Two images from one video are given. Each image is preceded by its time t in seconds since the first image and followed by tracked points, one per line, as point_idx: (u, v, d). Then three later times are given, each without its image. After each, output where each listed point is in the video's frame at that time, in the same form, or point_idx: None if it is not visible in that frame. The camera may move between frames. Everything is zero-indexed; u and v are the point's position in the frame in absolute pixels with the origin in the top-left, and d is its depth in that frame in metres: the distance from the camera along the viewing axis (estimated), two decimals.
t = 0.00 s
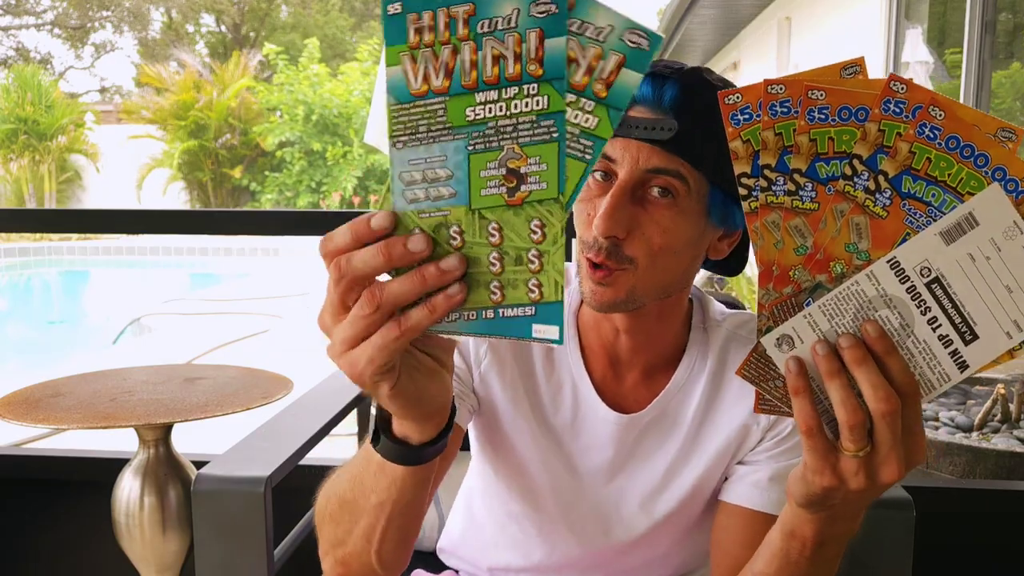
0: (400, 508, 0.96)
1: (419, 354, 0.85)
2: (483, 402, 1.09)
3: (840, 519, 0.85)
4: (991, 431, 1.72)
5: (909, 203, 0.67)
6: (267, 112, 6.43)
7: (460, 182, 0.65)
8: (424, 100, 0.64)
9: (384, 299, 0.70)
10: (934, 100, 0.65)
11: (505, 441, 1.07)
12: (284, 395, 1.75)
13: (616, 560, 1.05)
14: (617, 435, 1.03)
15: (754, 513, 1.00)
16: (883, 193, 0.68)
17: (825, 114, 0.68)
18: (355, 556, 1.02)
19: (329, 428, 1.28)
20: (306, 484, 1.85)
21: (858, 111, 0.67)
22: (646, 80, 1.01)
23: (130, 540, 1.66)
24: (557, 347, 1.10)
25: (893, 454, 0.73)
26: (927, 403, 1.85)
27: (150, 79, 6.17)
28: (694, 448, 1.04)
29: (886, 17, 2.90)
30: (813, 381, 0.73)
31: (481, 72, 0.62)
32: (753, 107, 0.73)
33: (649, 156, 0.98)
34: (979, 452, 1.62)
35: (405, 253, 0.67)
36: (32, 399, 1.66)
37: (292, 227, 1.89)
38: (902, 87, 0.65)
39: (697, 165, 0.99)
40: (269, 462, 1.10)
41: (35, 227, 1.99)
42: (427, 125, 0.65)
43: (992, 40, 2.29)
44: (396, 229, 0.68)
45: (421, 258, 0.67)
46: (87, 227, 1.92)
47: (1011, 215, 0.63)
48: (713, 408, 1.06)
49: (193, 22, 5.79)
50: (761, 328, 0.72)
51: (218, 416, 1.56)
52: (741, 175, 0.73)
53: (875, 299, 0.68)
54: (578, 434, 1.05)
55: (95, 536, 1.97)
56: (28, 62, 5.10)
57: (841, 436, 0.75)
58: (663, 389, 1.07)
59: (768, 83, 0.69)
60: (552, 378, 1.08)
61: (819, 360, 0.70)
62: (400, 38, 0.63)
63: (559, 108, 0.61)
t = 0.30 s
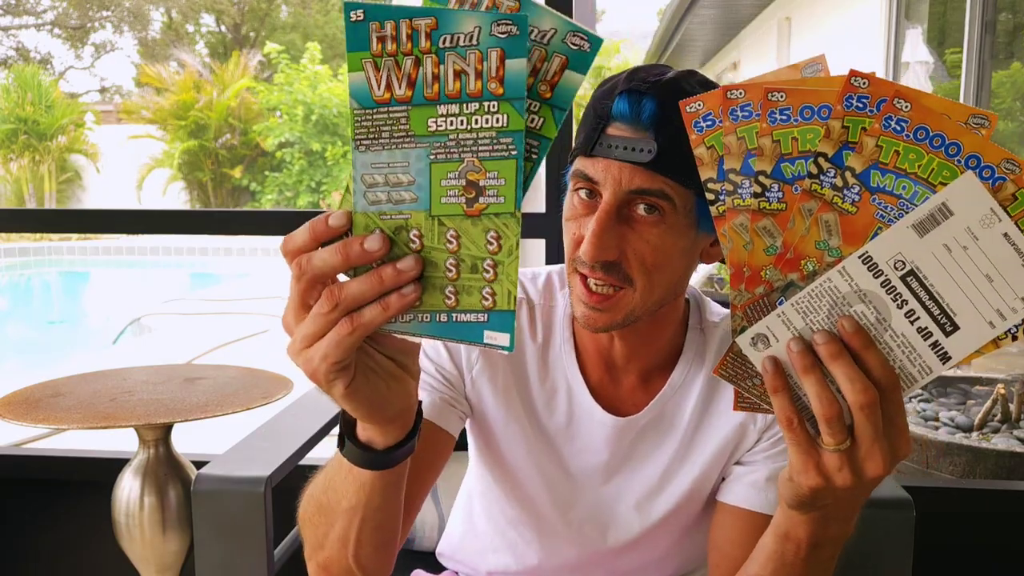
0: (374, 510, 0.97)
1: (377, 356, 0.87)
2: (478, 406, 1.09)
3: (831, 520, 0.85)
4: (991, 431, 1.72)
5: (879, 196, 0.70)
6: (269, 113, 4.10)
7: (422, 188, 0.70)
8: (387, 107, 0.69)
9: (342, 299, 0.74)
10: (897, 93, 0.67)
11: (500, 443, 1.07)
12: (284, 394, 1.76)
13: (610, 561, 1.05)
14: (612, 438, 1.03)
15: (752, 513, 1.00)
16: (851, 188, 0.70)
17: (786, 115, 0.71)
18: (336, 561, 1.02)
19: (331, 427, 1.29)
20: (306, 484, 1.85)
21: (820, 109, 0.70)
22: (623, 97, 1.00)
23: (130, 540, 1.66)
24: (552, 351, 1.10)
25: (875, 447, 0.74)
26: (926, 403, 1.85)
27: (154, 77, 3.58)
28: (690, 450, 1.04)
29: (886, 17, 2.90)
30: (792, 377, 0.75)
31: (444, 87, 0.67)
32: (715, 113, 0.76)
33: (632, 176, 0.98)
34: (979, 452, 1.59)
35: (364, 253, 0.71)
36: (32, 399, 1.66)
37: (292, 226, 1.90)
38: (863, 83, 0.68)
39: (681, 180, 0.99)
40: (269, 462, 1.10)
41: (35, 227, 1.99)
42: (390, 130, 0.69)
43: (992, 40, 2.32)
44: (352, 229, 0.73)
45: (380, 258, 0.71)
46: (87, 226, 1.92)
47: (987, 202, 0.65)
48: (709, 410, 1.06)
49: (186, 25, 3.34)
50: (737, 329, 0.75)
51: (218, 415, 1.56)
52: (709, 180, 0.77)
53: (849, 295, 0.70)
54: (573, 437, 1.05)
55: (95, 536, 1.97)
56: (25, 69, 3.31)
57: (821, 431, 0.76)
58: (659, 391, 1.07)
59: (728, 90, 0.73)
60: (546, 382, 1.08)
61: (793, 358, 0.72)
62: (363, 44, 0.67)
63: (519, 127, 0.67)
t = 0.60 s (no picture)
0: (368, 506, 0.97)
1: (371, 348, 0.87)
2: (474, 408, 1.09)
3: (827, 519, 0.85)
4: (991, 431, 1.72)
5: (863, 196, 0.70)
6: (268, 112, 4.00)
7: (429, 187, 0.71)
8: (408, 104, 0.70)
9: (336, 289, 0.75)
10: (876, 94, 0.68)
11: (497, 445, 1.07)
12: (284, 394, 1.76)
13: (610, 563, 1.05)
14: (607, 439, 1.03)
15: (751, 514, 1.00)
16: (836, 188, 0.71)
17: (770, 118, 0.71)
18: (329, 558, 1.02)
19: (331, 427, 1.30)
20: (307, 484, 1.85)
21: (803, 112, 0.70)
22: (608, 103, 1.01)
23: (130, 540, 1.66)
24: (546, 354, 1.10)
25: (869, 446, 0.74)
26: (926, 403, 1.85)
27: (154, 77, 3.45)
28: (686, 450, 1.04)
29: (886, 18, 2.90)
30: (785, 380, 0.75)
31: (466, 90, 0.69)
32: (700, 117, 0.75)
33: (623, 181, 0.98)
34: (979, 452, 1.59)
35: (361, 244, 0.72)
36: (32, 400, 1.66)
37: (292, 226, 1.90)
38: (844, 86, 0.68)
39: (668, 185, 0.99)
40: (268, 462, 1.10)
41: (35, 227, 1.99)
42: (408, 126, 0.70)
43: (992, 40, 2.31)
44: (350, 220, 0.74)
45: (377, 251, 0.73)
46: (87, 226, 1.92)
47: (966, 199, 0.66)
48: (705, 409, 1.06)
49: (188, 27, 3.24)
50: (729, 332, 0.75)
51: (217, 415, 1.56)
52: (695, 184, 0.75)
53: (838, 294, 0.70)
54: (569, 438, 1.05)
55: (95, 536, 1.97)
56: (25, 69, 3.34)
57: (816, 431, 0.76)
58: (656, 392, 1.07)
59: (712, 93, 0.72)
60: (541, 384, 1.08)
61: (787, 358, 0.72)
62: (396, 42, 0.68)
63: (532, 135, 0.68)
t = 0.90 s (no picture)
0: (380, 476, 0.97)
1: (386, 299, 0.90)
2: (474, 410, 1.09)
3: (830, 517, 0.85)
4: (992, 431, 1.71)
5: (867, 195, 0.70)
6: (268, 112, 4.00)
7: (451, 139, 0.73)
8: (438, 71, 0.73)
9: (361, 231, 0.77)
10: (880, 94, 0.67)
11: (498, 448, 1.07)
12: (285, 394, 1.76)
13: (612, 564, 1.05)
14: (607, 441, 1.03)
15: (751, 515, 1.00)
16: (840, 187, 0.70)
17: (776, 116, 0.70)
18: (341, 540, 0.99)
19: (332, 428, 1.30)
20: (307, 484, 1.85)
21: (808, 111, 0.70)
22: (597, 105, 1.01)
23: (130, 540, 1.66)
24: (547, 356, 1.10)
25: (873, 442, 0.74)
26: (926, 403, 1.85)
27: (153, 77, 3.56)
28: (687, 451, 1.04)
29: (886, 18, 2.89)
30: (790, 376, 0.75)
31: (488, 57, 0.72)
32: (707, 115, 0.73)
33: (612, 183, 0.98)
34: (979, 452, 1.59)
35: (388, 188, 0.75)
36: (32, 400, 1.66)
37: (292, 226, 1.90)
38: (848, 85, 0.68)
39: (661, 184, 0.99)
40: (269, 462, 1.10)
41: (35, 227, 1.99)
42: (436, 90, 0.73)
43: (992, 40, 2.31)
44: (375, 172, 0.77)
45: (402, 194, 0.75)
46: (87, 227, 1.92)
47: (967, 199, 0.66)
48: (707, 408, 1.06)
49: (187, 26, 3.15)
50: (734, 329, 0.75)
51: (218, 415, 1.56)
52: (702, 181, 0.74)
53: (843, 291, 0.71)
54: (569, 440, 1.05)
55: (95, 536, 1.97)
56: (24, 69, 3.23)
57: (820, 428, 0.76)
58: (655, 394, 1.07)
59: (719, 92, 0.72)
60: (541, 386, 1.08)
61: (793, 355, 0.72)
62: (430, 20, 0.72)
63: (545, 92, 0.70)
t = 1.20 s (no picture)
0: (380, 473, 0.97)
1: (382, 296, 0.90)
2: (474, 410, 1.09)
3: (830, 509, 0.85)
4: (992, 431, 1.71)
5: (861, 187, 0.70)
6: (269, 112, 4.00)
7: (446, 134, 0.74)
8: (434, 68, 0.74)
9: (356, 224, 0.77)
10: (872, 89, 0.68)
11: (497, 448, 1.07)
12: (285, 393, 1.76)
13: (612, 563, 1.05)
14: (606, 442, 1.03)
15: (751, 515, 1.00)
16: (835, 180, 0.71)
17: (770, 112, 0.70)
18: (343, 540, 0.99)
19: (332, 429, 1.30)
20: (307, 483, 1.85)
21: (802, 107, 0.70)
22: (593, 98, 1.01)
23: (130, 539, 1.66)
24: (547, 356, 1.10)
25: (871, 428, 0.74)
26: (926, 403, 1.85)
27: (154, 77, 3.70)
28: (687, 450, 1.04)
29: (886, 18, 2.89)
30: (788, 365, 0.75)
31: (481, 52, 0.72)
32: (703, 112, 0.73)
33: (606, 175, 0.98)
34: (979, 452, 1.57)
35: (383, 183, 0.76)
36: (32, 399, 1.66)
37: (291, 227, 1.90)
38: (840, 81, 0.68)
39: (653, 177, 1.00)
40: (269, 462, 1.10)
41: (35, 227, 1.99)
42: (432, 87, 0.74)
43: (993, 40, 2.31)
44: (371, 169, 0.78)
45: (397, 188, 0.76)
46: (87, 226, 1.92)
47: (960, 189, 0.66)
48: (707, 406, 1.06)
49: (188, 27, 3.25)
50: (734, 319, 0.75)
51: (218, 415, 1.56)
52: (697, 177, 0.74)
53: (839, 281, 0.71)
54: (569, 441, 1.05)
55: (95, 536, 1.98)
56: (23, 69, 3.17)
57: (818, 415, 0.76)
58: (655, 394, 1.07)
59: (714, 89, 0.72)
60: (541, 387, 1.08)
61: (790, 344, 0.72)
62: (426, 18, 0.74)
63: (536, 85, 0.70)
